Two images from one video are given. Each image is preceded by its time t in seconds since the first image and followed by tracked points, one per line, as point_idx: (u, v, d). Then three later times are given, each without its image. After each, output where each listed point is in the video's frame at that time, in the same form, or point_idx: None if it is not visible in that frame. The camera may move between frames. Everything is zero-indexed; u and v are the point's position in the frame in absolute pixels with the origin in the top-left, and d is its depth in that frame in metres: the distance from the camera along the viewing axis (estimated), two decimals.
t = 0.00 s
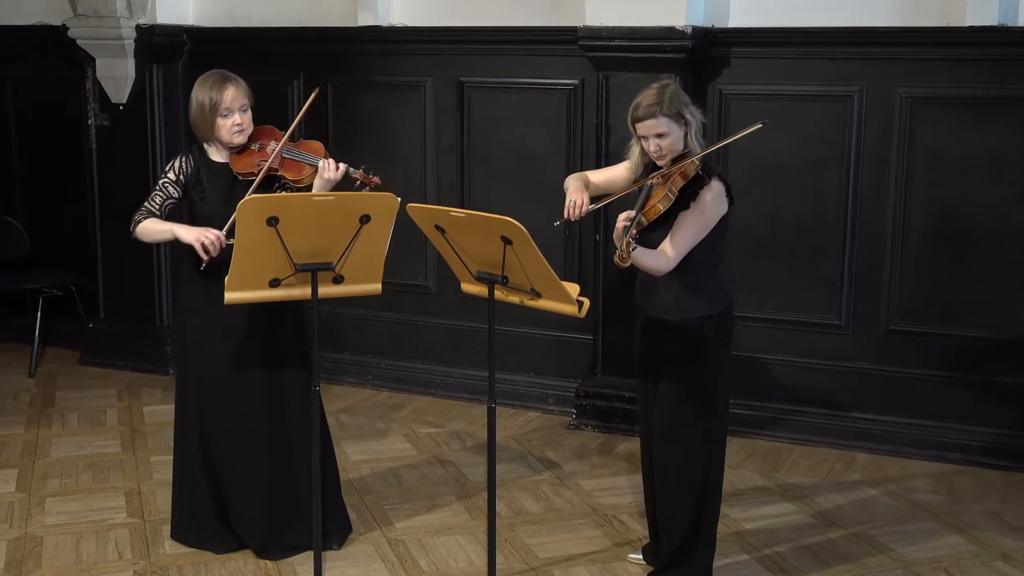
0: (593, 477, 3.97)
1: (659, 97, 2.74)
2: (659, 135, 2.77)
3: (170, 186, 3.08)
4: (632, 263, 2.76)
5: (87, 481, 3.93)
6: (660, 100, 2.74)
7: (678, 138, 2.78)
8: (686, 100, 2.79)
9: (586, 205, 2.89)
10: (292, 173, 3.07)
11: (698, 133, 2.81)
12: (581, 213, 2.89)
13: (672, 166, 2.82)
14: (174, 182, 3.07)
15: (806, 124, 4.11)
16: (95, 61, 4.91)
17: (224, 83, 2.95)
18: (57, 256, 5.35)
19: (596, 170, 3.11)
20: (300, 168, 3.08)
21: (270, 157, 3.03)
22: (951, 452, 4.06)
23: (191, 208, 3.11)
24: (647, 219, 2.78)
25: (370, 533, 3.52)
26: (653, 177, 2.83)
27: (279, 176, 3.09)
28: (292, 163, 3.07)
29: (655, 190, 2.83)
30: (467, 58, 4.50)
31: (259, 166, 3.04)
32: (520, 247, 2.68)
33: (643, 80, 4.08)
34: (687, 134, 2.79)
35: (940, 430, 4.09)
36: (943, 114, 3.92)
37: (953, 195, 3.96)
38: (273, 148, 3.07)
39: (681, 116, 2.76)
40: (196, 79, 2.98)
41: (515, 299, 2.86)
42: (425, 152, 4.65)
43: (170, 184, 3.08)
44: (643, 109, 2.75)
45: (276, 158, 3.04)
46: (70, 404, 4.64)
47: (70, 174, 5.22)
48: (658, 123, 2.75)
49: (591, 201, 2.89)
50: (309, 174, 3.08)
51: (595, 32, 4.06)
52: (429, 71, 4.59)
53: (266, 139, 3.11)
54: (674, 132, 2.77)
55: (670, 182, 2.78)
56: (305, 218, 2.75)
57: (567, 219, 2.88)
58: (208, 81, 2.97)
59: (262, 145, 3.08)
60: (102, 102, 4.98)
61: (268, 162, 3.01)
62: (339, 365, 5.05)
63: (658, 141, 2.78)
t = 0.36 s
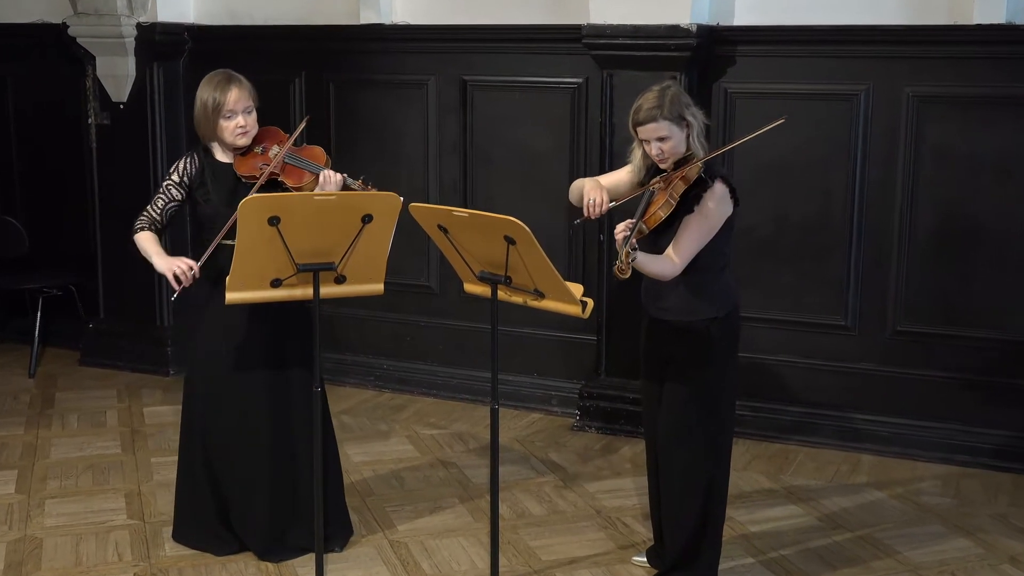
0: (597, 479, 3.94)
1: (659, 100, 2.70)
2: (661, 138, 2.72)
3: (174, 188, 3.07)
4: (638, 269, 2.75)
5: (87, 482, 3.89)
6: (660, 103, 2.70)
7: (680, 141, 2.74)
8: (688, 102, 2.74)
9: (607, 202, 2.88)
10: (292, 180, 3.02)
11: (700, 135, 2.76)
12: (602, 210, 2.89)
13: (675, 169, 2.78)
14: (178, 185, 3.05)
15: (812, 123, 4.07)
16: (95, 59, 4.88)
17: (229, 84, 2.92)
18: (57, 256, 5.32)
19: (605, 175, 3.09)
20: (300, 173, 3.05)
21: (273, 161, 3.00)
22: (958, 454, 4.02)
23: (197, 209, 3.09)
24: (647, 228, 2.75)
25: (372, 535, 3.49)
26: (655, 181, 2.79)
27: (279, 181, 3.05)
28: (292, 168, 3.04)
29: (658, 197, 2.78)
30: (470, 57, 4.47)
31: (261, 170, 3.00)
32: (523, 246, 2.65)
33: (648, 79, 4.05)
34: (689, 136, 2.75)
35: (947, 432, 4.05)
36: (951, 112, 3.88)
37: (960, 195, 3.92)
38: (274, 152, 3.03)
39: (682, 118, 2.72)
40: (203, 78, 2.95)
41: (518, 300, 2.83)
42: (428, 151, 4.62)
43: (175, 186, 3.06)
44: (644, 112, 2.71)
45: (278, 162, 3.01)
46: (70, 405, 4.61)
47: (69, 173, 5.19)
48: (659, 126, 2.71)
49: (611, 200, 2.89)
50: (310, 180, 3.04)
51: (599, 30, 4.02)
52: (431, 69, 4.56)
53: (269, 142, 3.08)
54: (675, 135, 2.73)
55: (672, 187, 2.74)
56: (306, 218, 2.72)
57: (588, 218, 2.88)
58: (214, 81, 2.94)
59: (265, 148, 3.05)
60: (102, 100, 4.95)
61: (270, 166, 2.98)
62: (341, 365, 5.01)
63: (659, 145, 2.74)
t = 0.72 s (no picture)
0: (601, 480, 3.90)
1: (663, 100, 2.67)
2: (664, 138, 2.69)
3: (204, 174, 3.02)
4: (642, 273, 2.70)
5: (86, 484, 3.86)
6: (664, 103, 2.67)
7: (684, 141, 2.70)
8: (692, 103, 2.71)
9: (626, 205, 2.80)
10: (324, 175, 2.97)
11: (704, 134, 2.73)
12: (622, 214, 2.80)
13: (678, 170, 2.74)
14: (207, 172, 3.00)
15: (818, 121, 4.03)
16: (94, 57, 4.85)
17: (269, 77, 2.89)
18: (56, 256, 5.28)
19: (612, 178, 3.01)
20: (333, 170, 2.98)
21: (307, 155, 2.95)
22: (965, 456, 3.98)
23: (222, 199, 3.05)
24: (650, 228, 2.70)
25: (374, 537, 3.45)
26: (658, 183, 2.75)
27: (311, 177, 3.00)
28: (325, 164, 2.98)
29: (660, 199, 2.73)
30: (473, 55, 4.43)
31: (292, 164, 2.96)
32: (527, 246, 2.61)
33: (652, 77, 4.01)
34: (693, 136, 2.71)
35: (954, 434, 4.01)
36: (958, 111, 3.84)
37: (967, 194, 3.88)
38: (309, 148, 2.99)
39: (686, 118, 2.69)
40: (242, 70, 2.92)
41: (522, 300, 2.80)
42: (430, 151, 4.59)
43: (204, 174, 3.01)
44: (647, 112, 2.68)
45: (311, 157, 2.96)
46: (70, 406, 4.58)
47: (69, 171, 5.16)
48: (662, 126, 2.67)
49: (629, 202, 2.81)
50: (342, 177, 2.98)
51: (603, 27, 3.98)
52: (434, 68, 4.52)
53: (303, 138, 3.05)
54: (680, 136, 2.70)
55: (674, 188, 2.71)
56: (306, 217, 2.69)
57: (609, 221, 2.79)
58: (253, 73, 2.91)
59: (298, 143, 3.01)
60: (102, 98, 4.91)
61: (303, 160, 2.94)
62: (342, 366, 4.98)
63: (662, 145, 2.70)
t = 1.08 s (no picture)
0: (605, 482, 3.86)
1: (668, 101, 2.63)
2: (669, 140, 2.65)
3: (232, 167, 2.97)
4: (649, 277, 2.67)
5: (86, 485, 3.83)
6: (668, 104, 2.63)
7: (688, 142, 2.66)
8: (696, 103, 2.68)
9: (621, 215, 2.79)
10: (356, 176, 2.98)
11: (709, 134, 2.69)
12: (617, 224, 2.80)
13: (684, 171, 2.70)
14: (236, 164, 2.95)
15: (823, 120, 3.99)
16: (94, 55, 4.81)
17: (301, 76, 2.86)
18: (55, 255, 5.25)
19: (609, 182, 2.99)
20: (368, 171, 2.99)
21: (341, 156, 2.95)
22: (971, 458, 3.95)
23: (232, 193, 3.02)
24: (657, 231, 2.67)
25: (376, 539, 3.42)
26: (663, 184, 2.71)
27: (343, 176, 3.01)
28: (359, 165, 2.99)
29: (665, 201, 2.69)
30: (476, 53, 4.40)
31: (324, 164, 2.95)
32: (530, 246, 2.58)
33: (657, 76, 3.98)
34: (698, 137, 2.68)
35: (961, 436, 3.97)
36: (966, 110, 3.81)
37: (975, 194, 3.85)
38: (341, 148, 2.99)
39: (691, 119, 2.65)
40: (273, 68, 2.88)
41: (526, 300, 2.77)
42: (433, 150, 4.55)
43: (232, 166, 2.96)
44: (652, 113, 2.64)
45: (344, 158, 2.96)
46: (69, 406, 4.55)
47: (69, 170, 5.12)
48: (667, 128, 2.63)
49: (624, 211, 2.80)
50: (375, 177, 2.99)
51: (608, 25, 3.95)
52: (437, 66, 4.49)
53: (336, 138, 3.04)
54: (685, 136, 2.65)
55: (680, 190, 2.67)
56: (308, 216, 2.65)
57: (606, 231, 2.79)
58: (284, 72, 2.87)
59: (330, 143, 3.00)
60: (102, 97, 4.88)
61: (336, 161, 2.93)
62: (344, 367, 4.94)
63: (667, 146, 2.66)
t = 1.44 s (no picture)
0: (606, 484, 3.83)
1: (675, 98, 2.60)
2: (674, 137, 2.62)
3: (232, 180, 2.91)
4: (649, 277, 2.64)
5: (84, 487, 3.79)
6: (676, 101, 2.60)
7: (693, 141, 2.63)
8: (703, 101, 2.64)
9: (609, 221, 2.74)
10: (348, 171, 3.00)
11: (714, 134, 2.65)
12: (605, 230, 2.74)
13: (688, 169, 2.66)
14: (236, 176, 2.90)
15: (827, 118, 3.96)
16: (91, 54, 4.78)
17: (280, 75, 2.82)
18: (53, 255, 5.22)
19: (616, 183, 2.96)
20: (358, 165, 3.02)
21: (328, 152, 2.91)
22: (976, 460, 3.92)
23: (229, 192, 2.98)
24: (656, 231, 2.63)
25: (375, 541, 3.39)
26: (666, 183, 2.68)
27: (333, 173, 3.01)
28: (349, 159, 3.02)
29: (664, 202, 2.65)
30: (477, 51, 4.36)
31: (313, 162, 2.92)
32: (531, 245, 2.55)
33: (659, 73, 3.95)
34: (703, 136, 2.64)
35: (966, 437, 3.94)
36: (971, 109, 3.77)
37: (980, 193, 3.81)
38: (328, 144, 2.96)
39: (697, 118, 2.62)
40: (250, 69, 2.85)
41: (527, 300, 2.73)
42: (433, 148, 4.52)
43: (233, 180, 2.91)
44: (658, 109, 2.61)
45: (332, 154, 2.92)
46: (66, 407, 4.51)
47: (66, 169, 5.09)
48: (673, 124, 2.60)
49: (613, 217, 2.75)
50: (367, 170, 3.01)
51: (610, 23, 3.92)
52: (437, 64, 4.46)
53: (321, 133, 3.00)
54: (690, 135, 2.63)
55: (682, 189, 2.62)
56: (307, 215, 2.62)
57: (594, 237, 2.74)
58: (262, 72, 2.84)
59: (316, 140, 2.96)
60: (99, 95, 4.85)
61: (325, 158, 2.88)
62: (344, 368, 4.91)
63: (672, 143, 2.63)
